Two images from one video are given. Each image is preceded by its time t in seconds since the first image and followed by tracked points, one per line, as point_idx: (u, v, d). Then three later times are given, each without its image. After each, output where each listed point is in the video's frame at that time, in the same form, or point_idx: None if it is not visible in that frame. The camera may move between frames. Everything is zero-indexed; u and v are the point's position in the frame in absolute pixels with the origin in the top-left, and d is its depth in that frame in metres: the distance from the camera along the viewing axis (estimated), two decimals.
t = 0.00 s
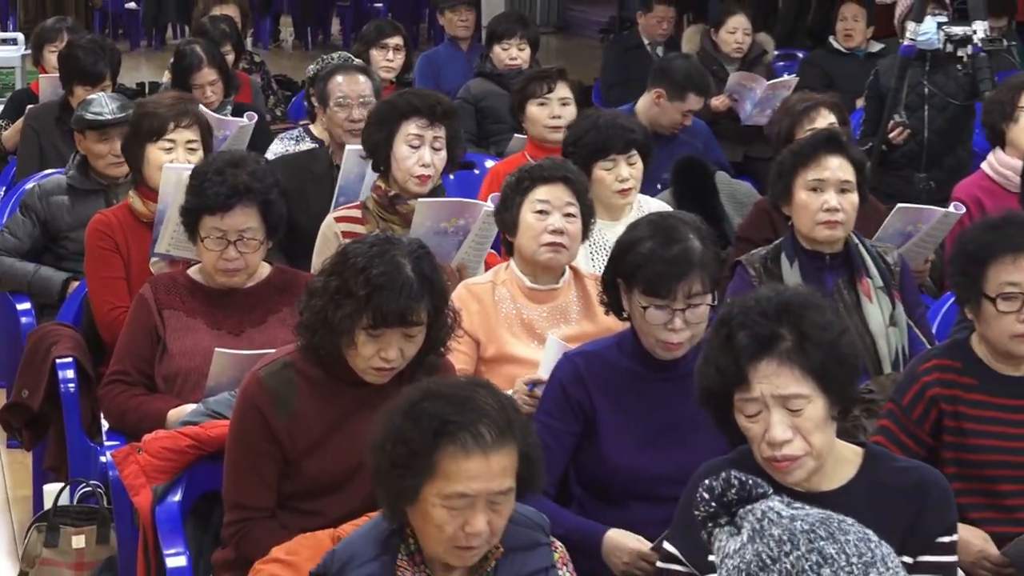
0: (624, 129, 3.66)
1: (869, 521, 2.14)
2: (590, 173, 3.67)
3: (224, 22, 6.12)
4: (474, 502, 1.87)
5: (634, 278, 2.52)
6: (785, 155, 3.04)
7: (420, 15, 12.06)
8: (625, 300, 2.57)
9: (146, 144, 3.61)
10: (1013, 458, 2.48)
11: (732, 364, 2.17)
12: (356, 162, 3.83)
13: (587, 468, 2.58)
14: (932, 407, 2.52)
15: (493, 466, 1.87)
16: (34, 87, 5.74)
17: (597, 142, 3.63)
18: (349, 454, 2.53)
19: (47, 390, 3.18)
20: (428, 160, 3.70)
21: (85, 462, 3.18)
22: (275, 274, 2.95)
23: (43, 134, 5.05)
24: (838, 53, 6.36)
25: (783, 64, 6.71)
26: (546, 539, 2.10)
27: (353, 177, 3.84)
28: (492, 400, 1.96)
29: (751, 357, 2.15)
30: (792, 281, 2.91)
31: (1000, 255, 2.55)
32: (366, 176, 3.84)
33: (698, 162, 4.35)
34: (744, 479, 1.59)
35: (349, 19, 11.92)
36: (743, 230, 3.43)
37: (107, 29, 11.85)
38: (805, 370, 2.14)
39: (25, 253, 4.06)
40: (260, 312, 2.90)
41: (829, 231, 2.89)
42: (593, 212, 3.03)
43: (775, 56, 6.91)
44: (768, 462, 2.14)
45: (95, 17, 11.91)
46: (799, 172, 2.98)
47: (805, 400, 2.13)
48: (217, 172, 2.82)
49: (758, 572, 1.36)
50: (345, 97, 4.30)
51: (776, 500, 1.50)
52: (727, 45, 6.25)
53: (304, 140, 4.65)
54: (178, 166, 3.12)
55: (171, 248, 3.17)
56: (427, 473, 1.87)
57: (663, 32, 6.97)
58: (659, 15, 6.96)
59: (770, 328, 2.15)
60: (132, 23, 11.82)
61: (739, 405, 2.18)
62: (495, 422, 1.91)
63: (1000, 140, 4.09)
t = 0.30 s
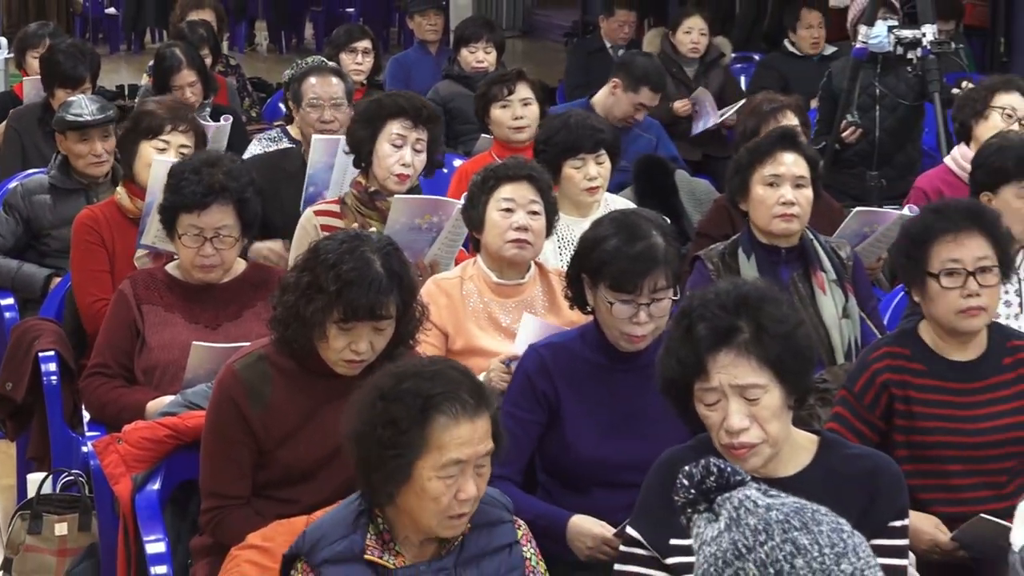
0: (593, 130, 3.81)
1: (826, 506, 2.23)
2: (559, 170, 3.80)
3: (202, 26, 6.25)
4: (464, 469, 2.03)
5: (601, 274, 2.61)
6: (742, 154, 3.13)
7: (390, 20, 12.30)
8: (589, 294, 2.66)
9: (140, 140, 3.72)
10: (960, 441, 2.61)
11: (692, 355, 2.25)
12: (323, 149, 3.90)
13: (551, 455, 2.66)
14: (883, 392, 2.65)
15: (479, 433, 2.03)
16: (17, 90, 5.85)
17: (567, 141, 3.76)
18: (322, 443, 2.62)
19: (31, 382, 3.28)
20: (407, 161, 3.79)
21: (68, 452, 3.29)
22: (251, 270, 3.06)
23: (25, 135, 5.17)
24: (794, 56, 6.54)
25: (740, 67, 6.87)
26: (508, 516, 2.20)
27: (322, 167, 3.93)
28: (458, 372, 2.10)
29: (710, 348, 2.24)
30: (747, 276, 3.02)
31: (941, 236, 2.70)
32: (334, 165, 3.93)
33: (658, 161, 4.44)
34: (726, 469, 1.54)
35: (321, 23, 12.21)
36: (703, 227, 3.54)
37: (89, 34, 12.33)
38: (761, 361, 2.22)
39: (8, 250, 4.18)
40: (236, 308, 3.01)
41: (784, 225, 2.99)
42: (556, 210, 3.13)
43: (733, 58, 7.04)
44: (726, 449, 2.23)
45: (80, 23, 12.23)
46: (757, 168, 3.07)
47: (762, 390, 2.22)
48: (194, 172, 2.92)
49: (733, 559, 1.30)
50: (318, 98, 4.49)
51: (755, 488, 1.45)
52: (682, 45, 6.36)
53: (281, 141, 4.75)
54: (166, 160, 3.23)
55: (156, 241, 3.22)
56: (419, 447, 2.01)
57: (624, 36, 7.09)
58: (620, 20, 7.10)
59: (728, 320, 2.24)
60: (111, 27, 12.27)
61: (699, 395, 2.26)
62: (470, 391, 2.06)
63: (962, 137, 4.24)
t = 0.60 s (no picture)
0: (578, 129, 3.90)
1: (793, 491, 2.34)
2: (543, 167, 3.88)
3: (188, 29, 6.36)
4: (471, 455, 2.15)
5: (579, 267, 2.68)
6: (714, 153, 3.20)
7: (371, 23, 12.60)
8: (565, 287, 2.74)
9: (134, 139, 3.81)
10: (919, 422, 2.71)
11: (661, 343, 2.34)
12: (300, 152, 4.01)
13: (525, 443, 2.74)
14: (846, 376, 2.75)
15: (486, 421, 2.16)
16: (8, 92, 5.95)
17: (552, 138, 3.86)
18: (304, 432, 2.71)
19: (23, 373, 3.37)
20: (394, 161, 3.90)
21: (59, 441, 3.39)
22: (236, 265, 3.17)
23: (16, 133, 5.28)
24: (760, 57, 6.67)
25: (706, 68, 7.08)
26: (501, 505, 2.31)
27: (300, 168, 4.03)
28: (467, 362, 2.22)
29: (680, 337, 2.32)
30: (715, 270, 3.12)
31: (894, 218, 2.85)
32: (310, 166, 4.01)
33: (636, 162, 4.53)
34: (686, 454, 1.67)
35: (303, 25, 12.51)
36: (671, 222, 3.64)
37: (77, 36, 12.54)
38: (729, 352, 2.30)
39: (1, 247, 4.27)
40: (221, 301, 3.12)
41: (752, 235, 3.11)
42: (533, 207, 3.23)
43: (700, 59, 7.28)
44: (695, 435, 2.32)
45: (68, 25, 12.47)
46: (727, 177, 3.14)
47: (730, 379, 2.30)
48: (180, 169, 3.03)
49: (689, 553, 1.46)
50: (299, 102, 4.61)
51: (711, 479, 1.59)
52: (652, 47, 6.46)
53: (264, 140, 4.86)
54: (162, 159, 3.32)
55: (149, 238, 3.31)
56: (431, 433, 2.13)
57: (596, 38, 7.15)
58: (592, 22, 7.13)
59: (698, 312, 2.32)
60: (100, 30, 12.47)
61: (669, 383, 2.35)
62: (476, 379, 2.18)
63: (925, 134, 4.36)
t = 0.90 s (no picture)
0: (563, 131, 4.00)
1: (759, 482, 2.43)
2: (528, 165, 3.99)
3: (174, 34, 6.46)
4: (446, 453, 2.23)
5: (555, 263, 2.76)
6: (682, 160, 3.27)
7: (351, 30, 12.91)
8: (541, 283, 2.82)
9: (116, 141, 3.90)
10: (881, 415, 2.81)
11: (633, 336, 2.43)
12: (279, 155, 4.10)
13: (501, 432, 2.83)
14: (810, 371, 2.85)
15: (463, 421, 2.24)
16: None
17: (538, 138, 3.96)
18: (288, 426, 2.79)
19: (15, 368, 3.47)
20: (375, 161, 4.01)
21: (49, 434, 3.49)
22: (221, 263, 3.27)
23: (8, 134, 5.39)
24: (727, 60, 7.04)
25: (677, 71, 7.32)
26: (484, 496, 2.40)
27: (281, 171, 4.13)
28: (453, 363, 2.31)
29: (650, 331, 2.41)
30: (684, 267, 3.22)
31: (858, 216, 2.97)
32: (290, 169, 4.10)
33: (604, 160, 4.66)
34: (612, 449, 1.79)
35: (286, 32, 12.75)
36: (641, 221, 3.73)
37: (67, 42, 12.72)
38: (697, 344, 2.39)
39: None
40: (207, 298, 3.22)
41: (718, 239, 3.21)
42: (509, 207, 3.33)
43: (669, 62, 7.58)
44: (664, 426, 2.40)
45: (59, 32, 12.69)
46: (694, 187, 3.22)
47: (698, 371, 2.38)
48: (167, 170, 3.13)
49: (616, 548, 1.53)
50: (277, 105, 4.81)
51: (636, 471, 1.68)
52: (625, 52, 6.74)
53: (246, 141, 4.95)
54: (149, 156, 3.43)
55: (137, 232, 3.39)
56: (406, 427, 2.22)
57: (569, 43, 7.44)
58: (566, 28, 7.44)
59: (667, 307, 2.41)
60: (90, 36, 12.64)
61: (640, 375, 2.44)
62: (459, 382, 2.27)
63: (871, 138, 4.48)
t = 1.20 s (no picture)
0: (541, 130, 4.11)
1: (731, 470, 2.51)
2: (507, 165, 4.08)
3: (167, 37, 6.57)
4: (395, 445, 2.31)
5: (535, 258, 2.86)
6: (657, 155, 3.40)
7: (338, 34, 13.27)
8: (522, 278, 2.91)
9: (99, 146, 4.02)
10: (854, 408, 2.90)
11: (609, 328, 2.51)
12: (265, 151, 4.22)
13: (483, 421, 2.93)
14: (787, 366, 2.92)
15: (413, 415, 2.32)
16: None
17: (516, 138, 4.07)
18: (278, 416, 2.89)
19: (13, 361, 3.57)
20: (355, 159, 4.11)
21: (47, 425, 3.59)
22: (213, 258, 3.37)
23: (6, 135, 5.54)
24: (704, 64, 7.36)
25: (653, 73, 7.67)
26: (460, 482, 2.49)
27: (267, 167, 4.25)
28: (421, 359, 2.39)
29: (626, 323, 2.50)
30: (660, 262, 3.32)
31: (843, 220, 3.03)
32: (276, 165, 4.23)
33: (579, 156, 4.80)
34: (531, 445, 1.87)
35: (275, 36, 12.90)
36: (619, 219, 3.82)
37: (64, 45, 12.92)
38: (671, 336, 2.47)
39: None
40: (199, 292, 3.32)
41: (694, 231, 3.32)
42: (492, 206, 3.44)
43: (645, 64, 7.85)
44: (641, 416, 2.48)
45: (56, 35, 12.99)
46: (670, 177, 3.33)
47: (672, 361, 2.47)
48: (160, 169, 3.23)
49: (532, 542, 1.64)
50: (265, 104, 4.92)
51: (552, 465, 1.78)
52: (605, 57, 7.07)
53: (236, 141, 5.06)
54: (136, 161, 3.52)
55: (126, 230, 3.49)
56: (358, 415, 2.32)
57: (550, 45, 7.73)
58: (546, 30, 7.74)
59: (643, 299, 2.49)
60: (85, 40, 12.81)
61: (617, 365, 2.52)
62: (412, 379, 2.35)
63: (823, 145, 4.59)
